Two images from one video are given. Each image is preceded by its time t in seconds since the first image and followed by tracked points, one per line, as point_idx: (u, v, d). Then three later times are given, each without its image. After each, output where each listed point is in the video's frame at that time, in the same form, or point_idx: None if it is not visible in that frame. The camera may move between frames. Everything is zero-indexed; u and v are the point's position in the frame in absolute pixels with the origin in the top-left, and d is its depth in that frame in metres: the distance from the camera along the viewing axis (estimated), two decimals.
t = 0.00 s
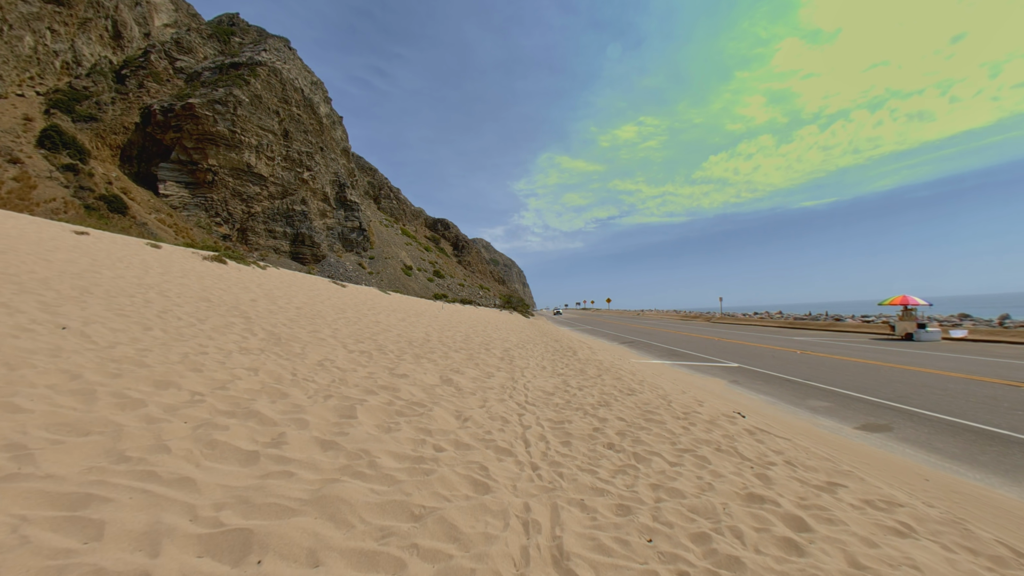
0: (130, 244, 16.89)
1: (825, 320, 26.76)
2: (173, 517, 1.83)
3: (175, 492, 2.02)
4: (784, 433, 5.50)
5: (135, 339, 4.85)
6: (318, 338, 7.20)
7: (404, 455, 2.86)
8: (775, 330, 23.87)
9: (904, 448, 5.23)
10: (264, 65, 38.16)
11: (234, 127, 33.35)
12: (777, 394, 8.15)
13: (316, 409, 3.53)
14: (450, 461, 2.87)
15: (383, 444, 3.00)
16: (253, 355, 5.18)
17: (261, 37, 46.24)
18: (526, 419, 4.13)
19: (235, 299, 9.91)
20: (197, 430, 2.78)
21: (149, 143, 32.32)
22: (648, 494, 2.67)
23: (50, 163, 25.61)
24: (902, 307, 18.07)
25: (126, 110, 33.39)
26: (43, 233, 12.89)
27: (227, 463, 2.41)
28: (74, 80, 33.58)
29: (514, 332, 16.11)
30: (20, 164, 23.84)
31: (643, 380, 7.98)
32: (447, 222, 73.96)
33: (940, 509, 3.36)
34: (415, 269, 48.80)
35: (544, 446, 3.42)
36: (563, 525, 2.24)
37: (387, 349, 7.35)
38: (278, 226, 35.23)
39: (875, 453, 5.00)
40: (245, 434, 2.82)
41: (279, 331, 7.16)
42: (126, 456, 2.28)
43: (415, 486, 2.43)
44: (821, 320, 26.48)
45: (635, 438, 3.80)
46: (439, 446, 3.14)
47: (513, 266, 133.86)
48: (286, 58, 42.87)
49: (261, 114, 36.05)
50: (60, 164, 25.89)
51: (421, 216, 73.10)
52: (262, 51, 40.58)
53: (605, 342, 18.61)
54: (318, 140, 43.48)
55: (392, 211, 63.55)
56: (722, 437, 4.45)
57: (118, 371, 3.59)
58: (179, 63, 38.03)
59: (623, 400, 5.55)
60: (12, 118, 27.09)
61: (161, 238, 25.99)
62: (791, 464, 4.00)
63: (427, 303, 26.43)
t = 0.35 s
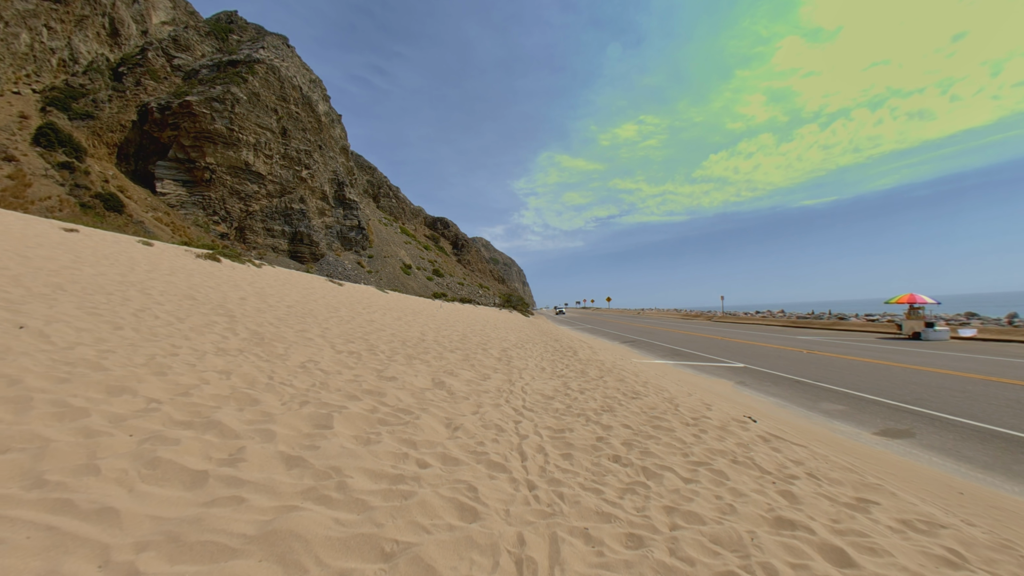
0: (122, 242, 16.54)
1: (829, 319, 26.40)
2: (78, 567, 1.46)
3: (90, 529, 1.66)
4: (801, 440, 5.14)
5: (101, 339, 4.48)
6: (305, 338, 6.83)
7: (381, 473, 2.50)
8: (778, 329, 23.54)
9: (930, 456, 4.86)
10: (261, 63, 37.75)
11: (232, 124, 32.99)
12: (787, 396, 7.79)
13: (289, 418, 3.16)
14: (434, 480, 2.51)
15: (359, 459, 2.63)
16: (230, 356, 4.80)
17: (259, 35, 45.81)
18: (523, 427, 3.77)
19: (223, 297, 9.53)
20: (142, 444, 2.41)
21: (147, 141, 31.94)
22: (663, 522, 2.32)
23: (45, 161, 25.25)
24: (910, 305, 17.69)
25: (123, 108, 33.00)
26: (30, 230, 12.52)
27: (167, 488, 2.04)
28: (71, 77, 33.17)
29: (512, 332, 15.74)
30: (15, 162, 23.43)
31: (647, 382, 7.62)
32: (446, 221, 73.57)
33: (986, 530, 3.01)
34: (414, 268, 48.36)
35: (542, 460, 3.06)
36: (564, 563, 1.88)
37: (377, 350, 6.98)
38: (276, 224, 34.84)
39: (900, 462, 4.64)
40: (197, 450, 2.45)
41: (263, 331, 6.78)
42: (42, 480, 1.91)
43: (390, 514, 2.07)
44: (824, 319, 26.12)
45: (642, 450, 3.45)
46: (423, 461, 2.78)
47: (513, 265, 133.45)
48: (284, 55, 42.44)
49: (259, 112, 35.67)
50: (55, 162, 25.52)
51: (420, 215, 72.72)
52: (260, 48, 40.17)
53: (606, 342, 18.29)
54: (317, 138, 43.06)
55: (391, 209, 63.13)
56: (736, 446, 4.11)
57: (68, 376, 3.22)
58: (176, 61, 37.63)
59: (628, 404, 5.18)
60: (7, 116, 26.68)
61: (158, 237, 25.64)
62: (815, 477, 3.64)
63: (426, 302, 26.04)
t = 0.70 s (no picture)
0: (114, 241, 16.18)
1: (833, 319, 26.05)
2: None
3: None
4: (822, 451, 4.78)
5: (66, 342, 4.12)
6: (291, 340, 6.46)
7: (357, 501, 2.15)
8: (781, 330, 23.22)
9: (960, 468, 4.53)
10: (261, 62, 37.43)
11: (230, 123, 32.68)
12: (799, 401, 7.45)
13: (259, 432, 2.81)
14: (419, 509, 2.16)
15: (333, 483, 2.28)
16: (206, 361, 4.43)
17: (259, 33, 45.45)
18: (523, 441, 3.42)
19: (211, 297, 9.17)
20: (75, 468, 2.06)
21: (145, 140, 31.58)
22: (687, 562, 1.98)
23: (42, 159, 24.86)
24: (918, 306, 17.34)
25: (121, 106, 32.64)
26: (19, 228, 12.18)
27: (93, 526, 1.69)
28: (69, 76, 32.79)
29: (512, 333, 15.39)
30: (11, 160, 23.06)
31: (654, 386, 7.26)
32: (446, 221, 73.24)
33: None
34: (414, 268, 47.97)
35: (544, 481, 2.71)
36: None
37: (368, 353, 6.61)
38: (275, 224, 34.47)
39: (931, 476, 4.29)
40: (142, 475, 2.10)
41: (248, 332, 6.41)
42: None
43: (362, 556, 1.72)
44: (829, 320, 25.80)
45: (656, 467, 3.11)
46: (409, 484, 2.43)
47: (513, 265, 133.07)
48: (283, 54, 42.09)
49: (258, 110, 35.35)
50: (53, 161, 25.16)
51: (420, 215, 72.38)
52: (259, 47, 39.84)
53: (608, 343, 17.96)
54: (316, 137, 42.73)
55: (391, 208, 62.77)
56: (756, 460, 3.77)
57: (13, 384, 2.87)
58: (175, 59, 37.27)
59: (636, 412, 4.82)
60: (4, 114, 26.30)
61: (156, 236, 25.29)
62: (846, 497, 3.29)
63: (425, 302, 25.67)
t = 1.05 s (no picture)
0: (107, 240, 15.85)
1: (837, 320, 25.67)
2: None
3: None
4: (846, 466, 4.42)
5: (21, 348, 3.75)
6: (278, 344, 6.11)
7: (324, 543, 1.80)
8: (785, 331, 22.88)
9: (998, 483, 4.18)
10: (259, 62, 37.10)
11: (229, 124, 32.39)
12: (813, 408, 7.10)
13: (219, 454, 2.44)
14: (397, 554, 1.81)
15: (299, 520, 1.92)
16: (178, 369, 4.07)
17: (258, 34, 45.11)
18: (522, 459, 3.06)
19: (198, 298, 8.81)
20: None
21: (143, 140, 31.25)
22: None
23: (39, 160, 24.51)
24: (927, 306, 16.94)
25: (119, 107, 32.31)
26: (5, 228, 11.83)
27: None
28: (67, 76, 32.44)
29: (512, 334, 15.03)
30: (7, 160, 22.68)
31: (660, 391, 6.90)
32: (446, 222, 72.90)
33: None
34: (413, 269, 47.58)
35: (545, 511, 2.37)
36: None
37: (358, 357, 6.26)
38: (274, 224, 34.10)
39: (969, 494, 3.94)
40: (61, 514, 1.73)
41: (231, 335, 6.05)
42: None
43: None
44: (833, 321, 25.45)
45: (671, 490, 2.76)
46: (388, 518, 2.08)
47: (513, 266, 132.78)
48: (282, 55, 41.75)
49: (257, 111, 35.03)
50: (49, 161, 24.81)
51: (419, 216, 72.05)
52: (258, 47, 39.53)
53: (610, 345, 17.61)
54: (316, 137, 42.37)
55: (391, 209, 62.45)
56: (781, 480, 3.41)
57: None
58: (174, 60, 36.94)
59: (644, 423, 4.47)
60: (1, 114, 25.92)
61: (154, 237, 24.95)
62: (885, 523, 2.93)
63: (423, 303, 25.30)
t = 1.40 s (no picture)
0: (99, 239, 15.50)
1: (842, 320, 25.32)
2: None
3: None
4: (874, 480, 4.06)
5: None
6: (262, 346, 5.75)
7: None
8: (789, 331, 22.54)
9: None
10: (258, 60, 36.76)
11: (227, 122, 32.06)
12: (827, 412, 6.74)
13: (164, 480, 2.08)
14: None
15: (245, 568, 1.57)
16: (144, 376, 3.70)
17: (256, 32, 44.73)
18: (520, 479, 2.71)
19: (183, 298, 8.46)
20: None
21: (141, 139, 30.91)
22: None
23: (35, 158, 24.15)
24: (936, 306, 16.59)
25: (117, 105, 31.97)
26: None
27: None
28: (65, 75, 32.10)
29: (511, 335, 14.68)
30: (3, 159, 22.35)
31: (667, 396, 6.54)
32: (446, 221, 72.53)
33: None
34: (412, 268, 47.17)
35: (545, 546, 2.02)
36: None
37: (347, 361, 5.90)
38: (273, 223, 33.70)
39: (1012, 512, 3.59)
40: None
41: (211, 336, 5.69)
42: None
43: None
44: (837, 321, 25.08)
45: (691, 518, 2.41)
46: (356, 562, 1.72)
47: (513, 266, 132.39)
48: (281, 53, 41.41)
49: (256, 109, 34.68)
50: (46, 160, 24.48)
51: (419, 215, 71.70)
52: (257, 45, 39.14)
53: (612, 345, 17.27)
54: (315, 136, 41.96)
55: (390, 208, 62.07)
56: (810, 500, 3.07)
57: None
58: (172, 58, 36.58)
59: (654, 433, 4.11)
60: None
61: (151, 236, 24.62)
62: (933, 552, 2.59)
63: (423, 303, 24.93)
